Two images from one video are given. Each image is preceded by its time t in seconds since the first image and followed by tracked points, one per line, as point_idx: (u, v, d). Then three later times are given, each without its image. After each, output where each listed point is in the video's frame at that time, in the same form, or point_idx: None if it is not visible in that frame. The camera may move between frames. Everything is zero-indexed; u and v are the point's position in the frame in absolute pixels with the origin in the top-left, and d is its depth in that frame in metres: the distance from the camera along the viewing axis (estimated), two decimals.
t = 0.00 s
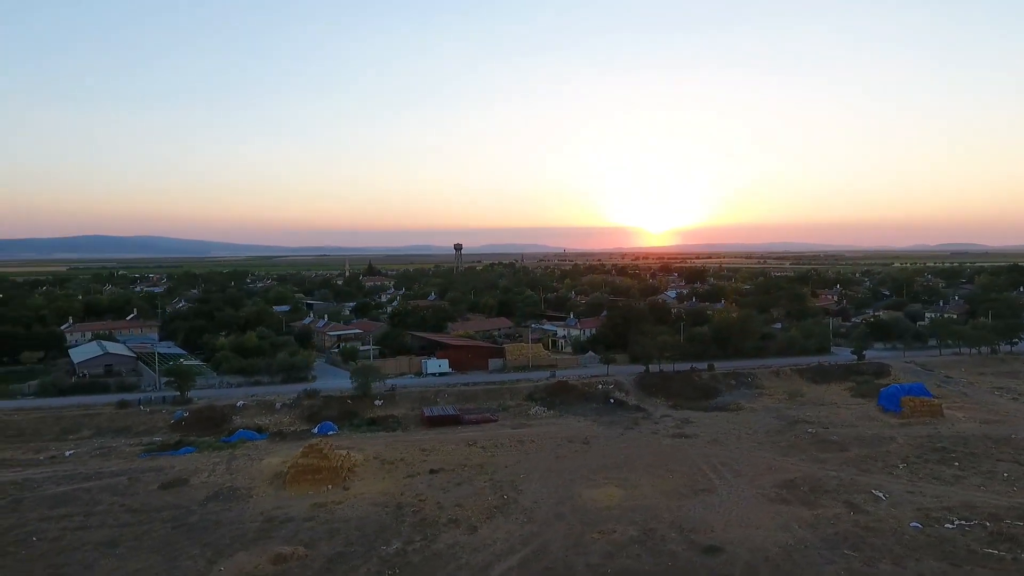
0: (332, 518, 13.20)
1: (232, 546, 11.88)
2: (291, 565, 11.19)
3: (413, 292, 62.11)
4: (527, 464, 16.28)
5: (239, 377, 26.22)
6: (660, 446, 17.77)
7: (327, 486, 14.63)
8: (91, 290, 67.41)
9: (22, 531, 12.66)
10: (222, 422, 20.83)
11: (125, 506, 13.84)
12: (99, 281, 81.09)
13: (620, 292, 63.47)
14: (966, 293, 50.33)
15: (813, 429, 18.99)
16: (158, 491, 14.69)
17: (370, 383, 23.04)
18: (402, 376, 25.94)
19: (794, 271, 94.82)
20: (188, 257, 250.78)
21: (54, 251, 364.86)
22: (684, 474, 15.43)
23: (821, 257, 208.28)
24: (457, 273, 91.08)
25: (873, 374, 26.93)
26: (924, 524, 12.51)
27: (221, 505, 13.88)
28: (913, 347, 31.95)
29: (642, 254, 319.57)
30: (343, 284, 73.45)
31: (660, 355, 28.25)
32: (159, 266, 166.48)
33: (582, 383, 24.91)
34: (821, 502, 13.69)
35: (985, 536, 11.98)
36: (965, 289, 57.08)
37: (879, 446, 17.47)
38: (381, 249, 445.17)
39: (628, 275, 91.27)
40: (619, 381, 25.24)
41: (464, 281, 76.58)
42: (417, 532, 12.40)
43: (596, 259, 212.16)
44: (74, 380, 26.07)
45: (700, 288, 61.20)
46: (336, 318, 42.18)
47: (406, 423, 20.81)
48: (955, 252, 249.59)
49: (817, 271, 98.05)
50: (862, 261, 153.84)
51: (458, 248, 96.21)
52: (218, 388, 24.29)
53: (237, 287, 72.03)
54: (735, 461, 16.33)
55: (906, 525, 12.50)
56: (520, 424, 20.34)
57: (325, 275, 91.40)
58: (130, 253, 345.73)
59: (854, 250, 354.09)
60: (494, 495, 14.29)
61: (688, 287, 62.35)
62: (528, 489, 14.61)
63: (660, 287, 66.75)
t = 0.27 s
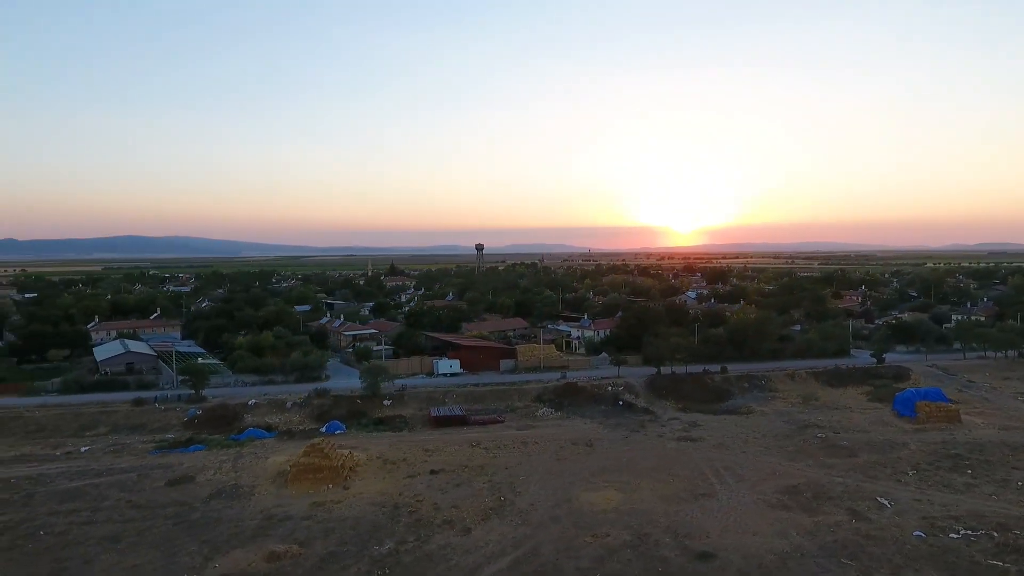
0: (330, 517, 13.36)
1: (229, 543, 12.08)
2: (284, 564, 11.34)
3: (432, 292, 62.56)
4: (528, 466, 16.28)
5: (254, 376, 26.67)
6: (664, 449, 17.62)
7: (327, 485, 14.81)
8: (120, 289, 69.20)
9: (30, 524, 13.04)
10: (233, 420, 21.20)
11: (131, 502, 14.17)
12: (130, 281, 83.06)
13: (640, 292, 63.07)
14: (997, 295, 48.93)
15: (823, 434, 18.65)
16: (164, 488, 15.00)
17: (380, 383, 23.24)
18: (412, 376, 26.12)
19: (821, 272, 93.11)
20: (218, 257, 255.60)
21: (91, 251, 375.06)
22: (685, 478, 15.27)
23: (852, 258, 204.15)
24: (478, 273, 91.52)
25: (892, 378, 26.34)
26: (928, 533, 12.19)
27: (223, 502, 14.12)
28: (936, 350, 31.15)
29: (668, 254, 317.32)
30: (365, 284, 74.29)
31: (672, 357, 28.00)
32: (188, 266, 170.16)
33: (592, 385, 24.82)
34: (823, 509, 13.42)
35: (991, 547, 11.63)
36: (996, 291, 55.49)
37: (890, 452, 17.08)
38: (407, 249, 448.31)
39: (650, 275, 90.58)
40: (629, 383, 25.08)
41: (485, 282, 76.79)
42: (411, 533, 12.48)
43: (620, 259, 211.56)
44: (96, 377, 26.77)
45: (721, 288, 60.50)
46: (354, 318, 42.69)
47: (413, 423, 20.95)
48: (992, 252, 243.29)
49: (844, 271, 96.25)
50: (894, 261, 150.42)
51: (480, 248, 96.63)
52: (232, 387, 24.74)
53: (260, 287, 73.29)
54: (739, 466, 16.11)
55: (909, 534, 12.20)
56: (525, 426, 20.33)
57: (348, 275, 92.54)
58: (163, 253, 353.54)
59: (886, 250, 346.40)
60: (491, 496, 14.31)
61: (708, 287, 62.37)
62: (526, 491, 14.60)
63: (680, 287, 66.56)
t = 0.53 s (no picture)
0: (318, 517, 13.50)
1: (215, 542, 12.26)
2: (266, 563, 11.48)
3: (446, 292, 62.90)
4: (520, 468, 16.26)
5: (262, 376, 27.02)
6: (660, 452, 17.48)
7: (319, 485, 14.96)
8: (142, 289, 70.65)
9: (28, 520, 13.38)
10: (237, 419, 21.52)
11: (127, 499, 14.45)
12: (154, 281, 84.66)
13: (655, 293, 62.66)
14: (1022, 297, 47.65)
15: (824, 439, 18.34)
16: (161, 485, 15.28)
17: (382, 383, 23.40)
18: (417, 376, 26.27)
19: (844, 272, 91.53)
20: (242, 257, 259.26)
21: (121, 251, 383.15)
22: (677, 482, 15.12)
23: (879, 258, 200.19)
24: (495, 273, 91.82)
25: (903, 381, 25.80)
26: (919, 542, 11.92)
27: (216, 501, 14.33)
28: (952, 353, 30.44)
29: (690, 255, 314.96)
30: (381, 284, 74.97)
31: (679, 359, 27.75)
32: (213, 266, 173.20)
33: (595, 387, 24.72)
34: (814, 516, 13.19)
35: (983, 558, 11.33)
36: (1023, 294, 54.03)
37: (891, 458, 16.73)
38: (428, 249, 450.43)
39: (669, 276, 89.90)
40: (633, 384, 24.93)
41: (501, 282, 76.91)
42: (395, 535, 12.54)
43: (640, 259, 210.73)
44: (109, 375, 27.34)
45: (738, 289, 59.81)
46: (366, 318, 43.09)
47: (413, 424, 21.06)
48: None
49: (868, 272, 94.53)
50: (922, 262, 147.15)
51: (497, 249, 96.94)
52: (239, 386, 25.10)
53: (279, 287, 74.35)
54: (734, 470, 15.90)
55: (900, 543, 11.93)
56: (524, 427, 20.32)
57: (366, 275, 93.43)
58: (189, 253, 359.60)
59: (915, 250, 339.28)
60: (479, 499, 14.32)
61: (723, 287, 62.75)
62: (515, 494, 14.59)
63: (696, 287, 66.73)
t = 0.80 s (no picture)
0: (299, 517, 13.53)
1: (195, 541, 12.31)
2: (243, 562, 11.51)
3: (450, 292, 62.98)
4: (506, 468, 16.24)
5: (258, 376, 27.15)
6: (648, 454, 17.40)
7: (303, 485, 15.03)
8: (150, 288, 71.31)
9: (13, 518, 13.52)
10: (230, 419, 21.63)
11: (113, 498, 14.55)
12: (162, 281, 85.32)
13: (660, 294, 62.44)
14: None
15: (815, 441, 18.17)
16: (148, 485, 15.36)
17: (375, 383, 23.45)
18: (412, 377, 26.33)
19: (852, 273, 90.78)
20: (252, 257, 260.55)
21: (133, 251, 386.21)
22: (662, 485, 15.04)
23: (890, 258, 198.23)
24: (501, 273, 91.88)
25: (901, 384, 25.52)
26: (900, 548, 11.77)
27: (200, 501, 14.40)
28: (954, 355, 30.08)
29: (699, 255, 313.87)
30: (386, 284, 75.17)
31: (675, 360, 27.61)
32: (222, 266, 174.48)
33: (589, 388, 24.66)
34: (797, 519, 13.07)
35: (964, 564, 11.16)
36: None
37: (881, 461, 16.55)
38: (437, 249, 450.99)
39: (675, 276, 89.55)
40: (627, 385, 24.84)
41: (506, 282, 76.92)
42: (373, 535, 12.54)
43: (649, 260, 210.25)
44: (108, 375, 27.57)
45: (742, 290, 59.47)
46: (367, 318, 43.21)
47: (404, 424, 21.08)
48: None
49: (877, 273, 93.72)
50: (934, 262, 145.59)
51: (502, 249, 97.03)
52: (234, 386, 25.24)
53: (284, 287, 74.81)
54: (720, 473, 15.79)
55: (880, 548, 11.80)
56: (514, 428, 20.30)
57: (373, 275, 93.81)
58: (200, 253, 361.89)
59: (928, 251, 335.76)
60: (462, 500, 14.31)
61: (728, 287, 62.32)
62: (498, 494, 14.56)
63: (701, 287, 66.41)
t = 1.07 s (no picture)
0: (274, 516, 13.57)
1: (167, 540, 12.37)
2: (212, 562, 11.55)
3: (451, 292, 63.01)
4: (486, 469, 16.20)
5: (251, 375, 27.28)
6: (631, 455, 17.32)
7: (282, 485, 15.07)
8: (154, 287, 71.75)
9: None
10: (219, 417, 21.74)
11: (92, 496, 14.65)
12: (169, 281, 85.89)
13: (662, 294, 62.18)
14: None
15: (801, 443, 18.02)
16: (128, 483, 15.46)
17: (365, 383, 23.49)
18: (404, 377, 26.37)
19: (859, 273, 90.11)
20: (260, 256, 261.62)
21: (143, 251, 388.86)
22: (640, 487, 14.96)
23: (901, 258, 196.42)
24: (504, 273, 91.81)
25: (896, 385, 25.28)
26: (873, 552, 11.64)
27: (178, 500, 14.47)
28: (952, 356, 29.77)
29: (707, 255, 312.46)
30: (389, 284, 75.31)
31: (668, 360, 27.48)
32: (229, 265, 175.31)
33: (580, 388, 24.60)
34: (772, 522, 12.97)
35: (937, 568, 11.02)
36: None
37: (866, 464, 16.38)
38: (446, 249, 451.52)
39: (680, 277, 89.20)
40: (618, 386, 24.75)
41: (509, 282, 76.90)
42: (345, 535, 12.55)
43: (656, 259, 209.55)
44: (103, 373, 27.77)
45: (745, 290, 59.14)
46: (366, 318, 43.30)
47: (391, 424, 21.10)
48: None
49: (884, 273, 92.97)
50: (945, 262, 144.16)
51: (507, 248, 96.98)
52: (226, 385, 25.37)
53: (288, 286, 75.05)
54: (700, 475, 15.68)
55: (853, 552, 11.67)
56: (500, 429, 20.27)
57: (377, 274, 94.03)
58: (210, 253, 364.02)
59: (940, 251, 332.55)
60: (438, 500, 14.30)
61: (730, 287, 61.99)
62: (474, 495, 14.54)
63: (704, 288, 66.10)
